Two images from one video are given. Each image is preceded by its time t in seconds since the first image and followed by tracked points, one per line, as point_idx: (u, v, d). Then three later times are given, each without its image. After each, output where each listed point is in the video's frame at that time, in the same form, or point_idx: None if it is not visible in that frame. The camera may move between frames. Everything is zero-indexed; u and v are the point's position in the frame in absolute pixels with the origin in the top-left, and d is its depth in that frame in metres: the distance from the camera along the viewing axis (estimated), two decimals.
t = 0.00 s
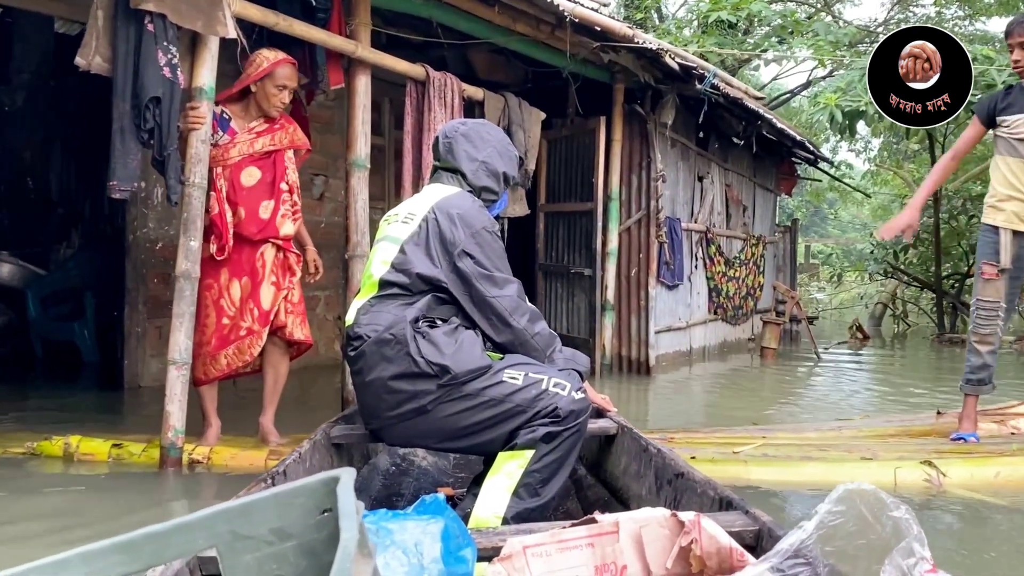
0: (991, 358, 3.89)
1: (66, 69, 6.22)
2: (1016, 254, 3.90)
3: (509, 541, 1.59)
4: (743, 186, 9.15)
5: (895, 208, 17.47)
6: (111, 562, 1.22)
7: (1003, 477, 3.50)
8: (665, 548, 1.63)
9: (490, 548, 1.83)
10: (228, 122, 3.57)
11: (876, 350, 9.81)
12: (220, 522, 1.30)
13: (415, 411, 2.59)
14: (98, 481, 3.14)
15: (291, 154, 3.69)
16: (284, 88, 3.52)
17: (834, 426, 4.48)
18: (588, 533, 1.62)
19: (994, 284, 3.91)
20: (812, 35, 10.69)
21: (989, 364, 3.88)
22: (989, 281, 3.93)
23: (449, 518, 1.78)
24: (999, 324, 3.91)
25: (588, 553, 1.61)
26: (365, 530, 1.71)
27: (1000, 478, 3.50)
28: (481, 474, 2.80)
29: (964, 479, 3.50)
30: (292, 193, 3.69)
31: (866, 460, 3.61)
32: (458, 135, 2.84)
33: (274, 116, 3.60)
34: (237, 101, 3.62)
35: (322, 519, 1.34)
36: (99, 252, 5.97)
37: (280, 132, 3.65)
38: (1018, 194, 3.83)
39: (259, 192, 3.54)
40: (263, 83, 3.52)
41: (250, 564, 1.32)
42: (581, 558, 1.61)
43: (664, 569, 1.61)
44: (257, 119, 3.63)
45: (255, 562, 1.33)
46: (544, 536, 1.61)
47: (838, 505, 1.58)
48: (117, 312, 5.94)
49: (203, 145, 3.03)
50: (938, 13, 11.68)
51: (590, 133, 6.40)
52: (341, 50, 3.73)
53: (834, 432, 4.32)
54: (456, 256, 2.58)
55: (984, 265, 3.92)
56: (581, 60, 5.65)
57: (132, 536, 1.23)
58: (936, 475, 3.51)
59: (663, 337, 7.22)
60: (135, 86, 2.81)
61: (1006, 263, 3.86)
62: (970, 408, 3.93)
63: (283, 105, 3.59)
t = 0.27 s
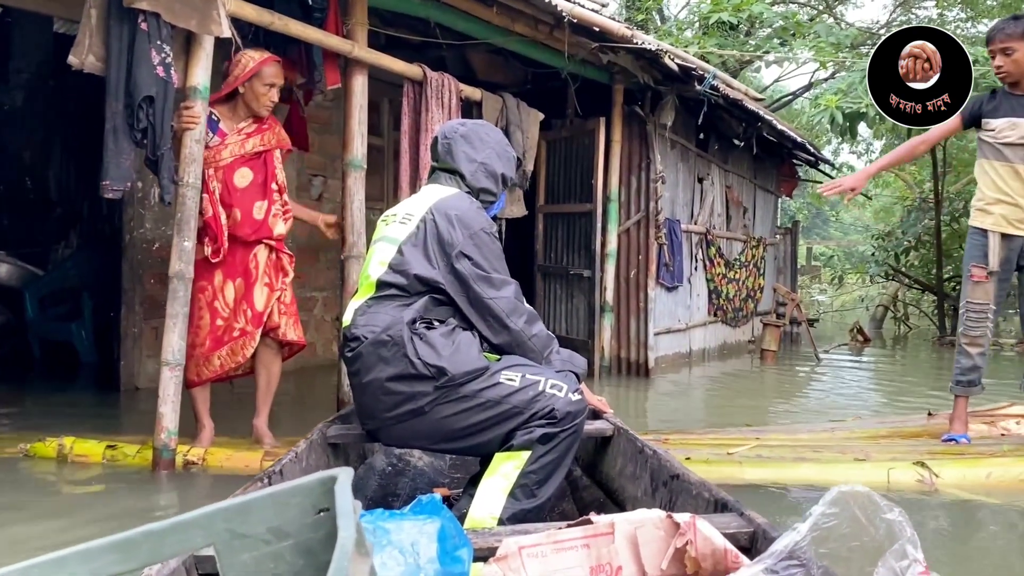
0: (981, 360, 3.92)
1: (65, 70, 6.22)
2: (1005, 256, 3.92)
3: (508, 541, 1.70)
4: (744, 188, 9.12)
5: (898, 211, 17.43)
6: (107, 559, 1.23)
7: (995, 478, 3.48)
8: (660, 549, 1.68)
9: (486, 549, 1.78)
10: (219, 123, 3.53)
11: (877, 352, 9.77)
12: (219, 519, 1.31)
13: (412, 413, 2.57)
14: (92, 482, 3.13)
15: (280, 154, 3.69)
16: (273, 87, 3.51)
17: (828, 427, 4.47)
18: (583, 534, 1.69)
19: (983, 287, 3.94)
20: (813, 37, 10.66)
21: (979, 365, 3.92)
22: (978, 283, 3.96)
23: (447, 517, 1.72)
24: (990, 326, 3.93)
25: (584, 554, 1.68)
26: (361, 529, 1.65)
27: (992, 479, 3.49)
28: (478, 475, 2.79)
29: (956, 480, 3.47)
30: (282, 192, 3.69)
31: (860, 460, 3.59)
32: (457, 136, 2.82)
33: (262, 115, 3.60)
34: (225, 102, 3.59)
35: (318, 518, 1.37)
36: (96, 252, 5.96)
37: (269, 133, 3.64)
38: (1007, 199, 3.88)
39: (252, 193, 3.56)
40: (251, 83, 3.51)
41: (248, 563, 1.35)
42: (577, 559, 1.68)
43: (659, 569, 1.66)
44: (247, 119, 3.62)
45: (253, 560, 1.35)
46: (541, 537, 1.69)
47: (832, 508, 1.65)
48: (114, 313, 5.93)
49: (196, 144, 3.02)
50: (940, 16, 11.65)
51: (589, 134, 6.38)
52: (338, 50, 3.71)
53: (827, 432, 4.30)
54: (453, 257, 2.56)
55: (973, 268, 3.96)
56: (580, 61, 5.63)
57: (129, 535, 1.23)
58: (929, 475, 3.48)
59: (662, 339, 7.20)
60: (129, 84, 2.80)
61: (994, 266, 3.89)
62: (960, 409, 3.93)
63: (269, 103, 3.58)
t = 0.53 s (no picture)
0: (972, 362, 3.92)
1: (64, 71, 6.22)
2: (991, 261, 3.95)
3: (503, 545, 1.66)
4: (745, 191, 9.10)
5: (901, 213, 17.38)
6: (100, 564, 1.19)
7: (987, 480, 3.44)
8: (656, 554, 1.64)
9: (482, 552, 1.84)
10: (212, 125, 3.51)
11: (879, 355, 9.74)
12: (215, 523, 1.29)
13: (407, 415, 2.55)
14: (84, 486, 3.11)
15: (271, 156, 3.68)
16: (262, 85, 3.49)
17: (820, 430, 4.45)
18: (579, 538, 1.66)
19: (973, 289, 3.93)
20: (816, 39, 10.63)
21: (970, 368, 3.91)
22: (967, 286, 3.95)
23: (443, 522, 1.75)
24: (980, 329, 3.93)
25: (579, 558, 1.65)
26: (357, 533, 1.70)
27: (985, 480, 3.45)
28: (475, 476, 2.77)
29: (949, 482, 3.44)
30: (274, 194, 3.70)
31: (854, 462, 3.57)
32: (445, 138, 2.81)
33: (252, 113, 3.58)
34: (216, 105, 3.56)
35: (314, 522, 1.35)
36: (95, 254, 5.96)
37: (262, 134, 3.63)
38: (996, 202, 3.90)
39: (248, 197, 3.56)
40: (241, 83, 3.49)
41: (243, 567, 1.31)
42: (573, 563, 1.64)
43: (654, 573, 1.63)
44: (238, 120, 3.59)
45: (248, 563, 1.32)
46: (536, 540, 1.65)
47: (827, 513, 1.62)
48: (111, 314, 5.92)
49: (191, 146, 3.01)
50: (943, 18, 11.62)
51: (589, 136, 6.37)
52: (334, 51, 3.70)
53: (820, 435, 4.28)
54: (444, 258, 2.54)
55: (962, 271, 3.95)
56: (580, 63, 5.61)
57: (125, 538, 1.20)
58: (922, 477, 3.45)
59: (662, 342, 7.17)
60: (122, 85, 2.80)
61: (984, 269, 3.89)
62: (951, 412, 3.92)
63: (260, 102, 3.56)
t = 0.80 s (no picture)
0: (965, 364, 3.89)
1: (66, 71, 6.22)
2: (986, 263, 3.93)
3: (501, 546, 1.64)
4: (747, 193, 9.07)
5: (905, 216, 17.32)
6: (94, 568, 1.19)
7: (983, 480, 3.43)
8: (655, 555, 1.63)
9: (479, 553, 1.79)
10: (210, 127, 3.49)
11: (882, 358, 9.70)
12: (208, 526, 1.29)
13: (406, 415, 2.52)
14: (80, 488, 3.09)
15: (268, 158, 3.67)
16: (258, 87, 3.48)
17: (815, 431, 4.44)
18: (577, 539, 1.64)
19: (966, 292, 3.92)
20: (820, 41, 10.60)
21: (963, 369, 3.88)
22: (961, 288, 3.94)
23: (440, 524, 1.74)
24: (974, 330, 3.89)
25: (577, 559, 1.63)
26: (353, 535, 1.70)
27: (982, 480, 3.43)
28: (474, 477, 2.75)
29: (946, 482, 3.42)
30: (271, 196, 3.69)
31: (851, 463, 3.54)
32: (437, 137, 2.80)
33: (249, 116, 3.56)
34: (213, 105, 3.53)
35: (309, 524, 1.35)
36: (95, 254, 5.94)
37: (259, 136, 3.62)
38: (988, 205, 3.88)
39: (246, 199, 3.55)
40: (237, 85, 3.48)
41: (236, 569, 1.32)
42: (571, 564, 1.63)
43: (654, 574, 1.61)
44: (235, 121, 3.57)
45: (242, 566, 1.32)
46: (535, 542, 1.63)
47: (826, 513, 1.64)
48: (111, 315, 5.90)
49: (187, 146, 3.00)
50: (947, 21, 11.59)
51: (590, 137, 6.35)
52: (333, 52, 3.69)
53: (815, 436, 4.27)
54: (452, 247, 2.51)
55: (955, 273, 3.95)
56: (581, 64, 5.60)
57: (117, 541, 1.21)
58: (920, 477, 3.42)
59: (664, 344, 7.14)
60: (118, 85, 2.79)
61: (977, 271, 3.88)
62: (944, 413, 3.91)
63: (254, 103, 3.53)
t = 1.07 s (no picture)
0: (961, 364, 3.89)
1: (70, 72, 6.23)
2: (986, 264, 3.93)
3: (508, 546, 1.66)
4: (752, 193, 9.05)
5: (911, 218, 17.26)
6: (104, 566, 1.18)
7: (982, 480, 3.41)
8: (660, 555, 1.63)
9: (486, 553, 1.80)
10: (214, 127, 3.49)
11: (887, 360, 9.66)
12: (216, 525, 1.29)
13: (415, 417, 2.51)
14: (81, 489, 3.08)
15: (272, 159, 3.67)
16: (258, 86, 3.46)
17: (813, 431, 4.43)
18: (583, 538, 1.65)
19: (962, 293, 3.92)
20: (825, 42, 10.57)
21: (959, 370, 3.88)
22: (957, 290, 3.93)
23: (447, 523, 1.73)
24: (969, 331, 3.90)
25: (583, 560, 1.64)
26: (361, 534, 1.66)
27: (980, 479, 3.41)
28: (479, 477, 2.75)
29: (946, 482, 3.41)
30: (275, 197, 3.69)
31: (852, 462, 3.53)
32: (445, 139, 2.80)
33: (252, 117, 3.55)
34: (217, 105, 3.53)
35: (317, 524, 1.34)
36: (99, 255, 5.95)
37: (262, 137, 3.62)
38: (985, 207, 3.89)
39: (249, 198, 3.55)
40: (237, 84, 3.46)
41: (246, 569, 1.31)
42: (577, 564, 1.64)
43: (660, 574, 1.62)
44: (239, 123, 3.57)
45: (251, 565, 1.32)
46: (541, 541, 1.66)
47: (833, 513, 1.71)
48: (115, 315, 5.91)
49: (188, 146, 3.01)
50: (953, 22, 11.55)
51: (594, 138, 6.34)
52: (335, 52, 3.69)
53: (812, 436, 4.26)
54: (466, 257, 2.54)
55: (952, 274, 3.94)
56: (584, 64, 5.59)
57: (127, 539, 1.20)
58: (919, 476, 3.41)
59: (667, 345, 7.13)
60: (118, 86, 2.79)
61: (972, 273, 3.88)
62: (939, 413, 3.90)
63: (259, 105, 3.53)
